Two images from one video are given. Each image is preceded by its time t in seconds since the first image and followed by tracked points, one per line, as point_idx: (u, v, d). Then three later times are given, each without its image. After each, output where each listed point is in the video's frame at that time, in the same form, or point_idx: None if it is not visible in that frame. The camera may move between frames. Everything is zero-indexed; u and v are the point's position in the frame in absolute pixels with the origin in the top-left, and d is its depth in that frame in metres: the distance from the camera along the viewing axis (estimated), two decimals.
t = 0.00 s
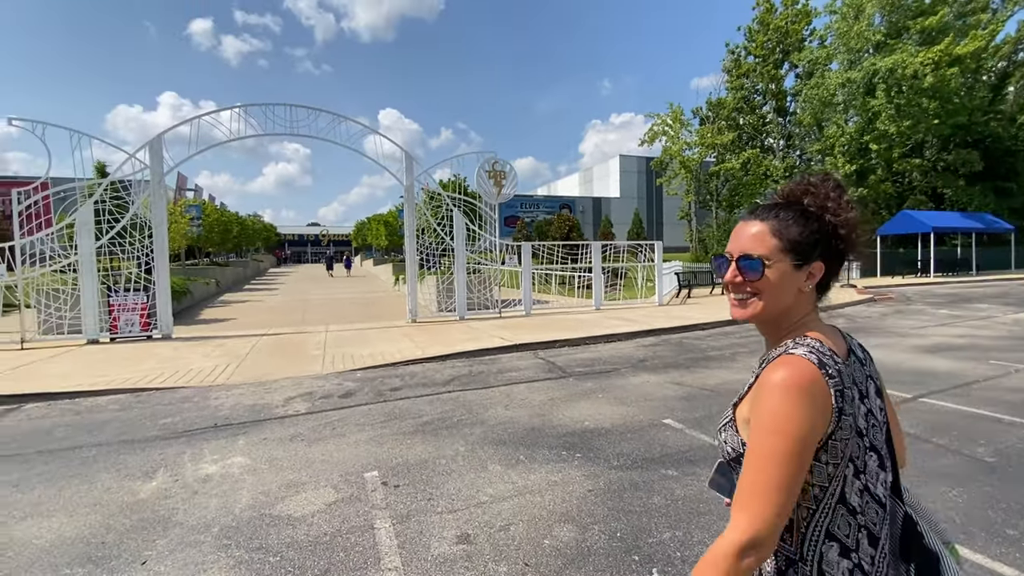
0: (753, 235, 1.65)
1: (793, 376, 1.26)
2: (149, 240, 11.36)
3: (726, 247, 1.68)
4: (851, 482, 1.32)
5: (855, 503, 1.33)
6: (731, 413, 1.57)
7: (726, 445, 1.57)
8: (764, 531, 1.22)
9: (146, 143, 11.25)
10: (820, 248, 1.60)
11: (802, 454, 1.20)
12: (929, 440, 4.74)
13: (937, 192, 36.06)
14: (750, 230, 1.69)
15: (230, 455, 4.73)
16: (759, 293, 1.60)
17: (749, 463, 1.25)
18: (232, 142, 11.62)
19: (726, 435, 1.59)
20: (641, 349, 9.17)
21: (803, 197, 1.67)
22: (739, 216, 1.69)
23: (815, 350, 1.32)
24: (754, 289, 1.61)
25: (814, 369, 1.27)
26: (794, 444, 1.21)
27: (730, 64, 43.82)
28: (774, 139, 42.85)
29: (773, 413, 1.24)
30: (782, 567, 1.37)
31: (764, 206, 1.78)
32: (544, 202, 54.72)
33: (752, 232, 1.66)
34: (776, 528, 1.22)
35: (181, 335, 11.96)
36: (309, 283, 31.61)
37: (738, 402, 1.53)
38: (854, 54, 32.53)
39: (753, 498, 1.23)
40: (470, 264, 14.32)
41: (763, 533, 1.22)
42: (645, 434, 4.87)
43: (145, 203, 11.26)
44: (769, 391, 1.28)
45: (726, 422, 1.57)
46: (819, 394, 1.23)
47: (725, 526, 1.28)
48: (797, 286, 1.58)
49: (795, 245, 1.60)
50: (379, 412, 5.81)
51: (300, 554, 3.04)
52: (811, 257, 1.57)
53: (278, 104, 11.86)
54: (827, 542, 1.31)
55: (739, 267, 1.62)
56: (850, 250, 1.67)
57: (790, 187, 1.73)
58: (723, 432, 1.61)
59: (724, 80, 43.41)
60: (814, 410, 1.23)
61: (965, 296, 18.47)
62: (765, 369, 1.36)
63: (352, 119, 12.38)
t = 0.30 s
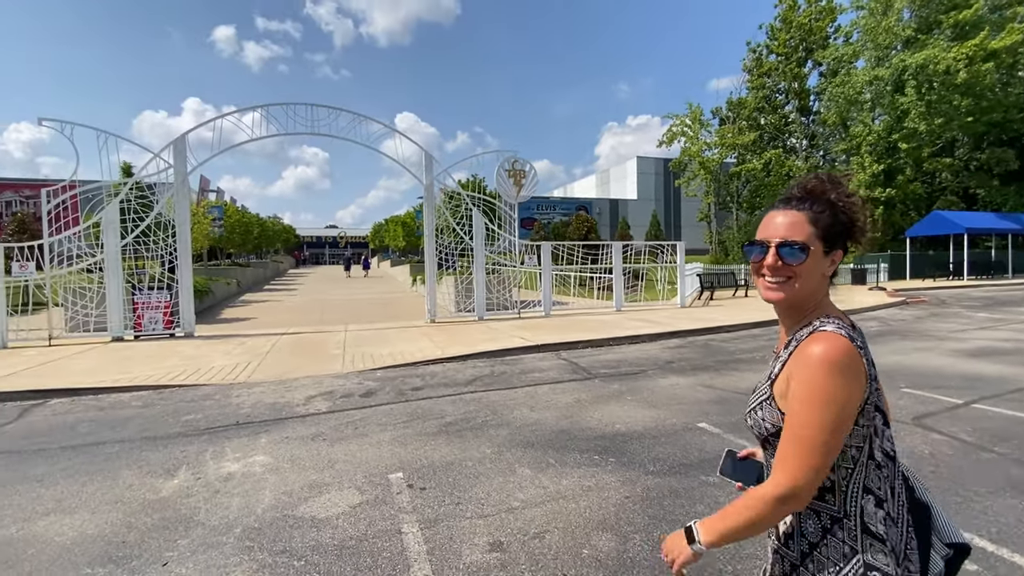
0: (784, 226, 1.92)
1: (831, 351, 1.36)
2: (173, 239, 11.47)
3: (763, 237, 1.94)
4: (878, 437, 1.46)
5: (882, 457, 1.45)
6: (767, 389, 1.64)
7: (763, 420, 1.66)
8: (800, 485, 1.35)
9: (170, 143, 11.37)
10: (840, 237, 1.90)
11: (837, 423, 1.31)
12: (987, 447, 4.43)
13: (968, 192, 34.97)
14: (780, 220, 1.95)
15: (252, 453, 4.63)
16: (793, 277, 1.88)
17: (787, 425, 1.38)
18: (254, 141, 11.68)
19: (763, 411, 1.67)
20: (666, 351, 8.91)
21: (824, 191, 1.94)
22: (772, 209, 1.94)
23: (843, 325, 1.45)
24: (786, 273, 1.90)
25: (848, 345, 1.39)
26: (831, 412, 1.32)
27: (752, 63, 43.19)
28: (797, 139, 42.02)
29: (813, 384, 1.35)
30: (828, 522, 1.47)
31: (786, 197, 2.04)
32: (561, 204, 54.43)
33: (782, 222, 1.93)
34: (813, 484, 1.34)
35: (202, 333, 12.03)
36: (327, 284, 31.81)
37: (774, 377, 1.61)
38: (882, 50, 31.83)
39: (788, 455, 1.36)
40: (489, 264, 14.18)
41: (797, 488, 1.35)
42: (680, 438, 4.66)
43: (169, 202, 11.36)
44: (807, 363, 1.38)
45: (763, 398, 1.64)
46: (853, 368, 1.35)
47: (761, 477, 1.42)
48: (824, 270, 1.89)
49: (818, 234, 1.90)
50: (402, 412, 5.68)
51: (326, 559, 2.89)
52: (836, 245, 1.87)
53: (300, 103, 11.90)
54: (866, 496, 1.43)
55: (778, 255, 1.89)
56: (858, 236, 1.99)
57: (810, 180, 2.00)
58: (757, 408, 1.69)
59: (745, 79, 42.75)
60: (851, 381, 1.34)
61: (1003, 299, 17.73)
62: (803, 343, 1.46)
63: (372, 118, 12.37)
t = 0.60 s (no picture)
0: (827, 203, 1.99)
1: (885, 319, 1.37)
2: (186, 239, 11.40)
3: (807, 215, 2.00)
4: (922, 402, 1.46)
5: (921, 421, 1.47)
6: (821, 362, 1.53)
7: (815, 391, 1.54)
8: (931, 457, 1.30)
9: (184, 143, 11.28)
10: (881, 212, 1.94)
11: (930, 381, 1.30)
12: None
13: (991, 193, 34.16)
14: (824, 198, 2.02)
15: (268, 459, 4.44)
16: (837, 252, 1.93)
17: (884, 412, 1.33)
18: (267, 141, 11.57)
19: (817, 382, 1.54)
20: (690, 354, 8.61)
21: (866, 169, 1.99)
22: (815, 186, 2.00)
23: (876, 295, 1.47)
24: (833, 249, 1.95)
25: (890, 309, 1.40)
26: (918, 376, 1.31)
27: (765, 63, 42.63)
28: (812, 139, 41.38)
29: (893, 361, 1.32)
30: (867, 484, 1.49)
31: (825, 175, 2.10)
32: (571, 206, 54.12)
33: (824, 200, 2.00)
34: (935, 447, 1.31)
35: (216, 335, 11.93)
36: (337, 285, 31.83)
37: (829, 353, 1.51)
38: (901, 48, 31.22)
39: (907, 437, 1.31)
40: (503, 265, 13.95)
41: (930, 461, 1.30)
42: (717, 446, 4.40)
43: (183, 202, 11.29)
44: (867, 340, 1.37)
45: (816, 369, 1.53)
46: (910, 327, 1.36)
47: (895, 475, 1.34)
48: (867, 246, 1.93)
49: (862, 210, 1.95)
50: (421, 416, 5.45)
51: None
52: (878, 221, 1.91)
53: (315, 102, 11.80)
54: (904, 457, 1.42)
55: (824, 231, 1.95)
56: (899, 215, 2.03)
57: (851, 159, 2.05)
58: (806, 380, 1.57)
59: (758, 79, 42.23)
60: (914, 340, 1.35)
61: None
62: (848, 324, 1.45)
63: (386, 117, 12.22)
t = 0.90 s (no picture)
0: (828, 208, 1.98)
1: (880, 314, 1.32)
2: (191, 240, 11.27)
3: (809, 218, 1.98)
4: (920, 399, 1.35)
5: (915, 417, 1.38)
6: (816, 361, 1.47)
7: (806, 389, 1.50)
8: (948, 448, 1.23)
9: (190, 142, 11.11)
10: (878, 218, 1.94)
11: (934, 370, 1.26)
12: None
13: (1005, 193, 33.66)
14: (824, 203, 2.01)
15: (273, 468, 4.20)
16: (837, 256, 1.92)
17: (900, 409, 1.24)
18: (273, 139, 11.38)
19: (808, 379, 1.50)
20: (709, 357, 8.33)
21: (866, 175, 1.99)
22: (816, 190, 1.99)
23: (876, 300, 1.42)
24: (834, 253, 1.93)
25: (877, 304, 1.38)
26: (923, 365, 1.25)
27: (774, 63, 42.27)
28: (821, 140, 40.94)
29: (903, 354, 1.25)
30: (852, 477, 1.41)
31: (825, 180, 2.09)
32: (578, 207, 53.85)
33: (825, 204, 1.99)
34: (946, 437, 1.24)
35: (220, 337, 11.74)
36: (342, 288, 31.63)
37: (825, 351, 1.45)
38: (913, 47, 30.83)
39: (926, 433, 1.22)
40: (512, 266, 13.71)
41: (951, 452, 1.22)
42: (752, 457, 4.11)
43: (187, 202, 11.13)
44: (874, 337, 1.29)
45: (810, 367, 1.48)
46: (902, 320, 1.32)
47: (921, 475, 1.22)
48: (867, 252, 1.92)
49: (861, 215, 1.94)
50: (433, 422, 5.20)
51: None
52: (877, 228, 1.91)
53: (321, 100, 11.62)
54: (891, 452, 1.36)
55: (826, 235, 1.93)
56: (896, 221, 2.03)
57: (849, 164, 2.06)
58: (801, 377, 1.52)
59: (766, 79, 41.84)
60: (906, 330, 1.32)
61: None
62: (844, 326, 1.38)
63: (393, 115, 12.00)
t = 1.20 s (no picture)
0: (825, 199, 2.08)
1: (872, 309, 1.54)
2: (191, 242, 10.99)
3: (806, 209, 2.09)
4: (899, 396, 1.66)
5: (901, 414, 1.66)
6: (809, 348, 1.76)
7: (802, 377, 1.78)
8: (848, 431, 1.50)
9: (189, 141, 10.86)
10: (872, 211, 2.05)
11: (883, 378, 1.47)
12: None
13: (1012, 194, 33.25)
14: (820, 193, 2.11)
15: (274, 485, 3.92)
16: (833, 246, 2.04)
17: (833, 383, 1.54)
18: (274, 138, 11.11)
19: (804, 367, 1.78)
20: (725, 363, 8.06)
21: (860, 167, 2.09)
22: (812, 182, 2.09)
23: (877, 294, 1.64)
24: (829, 242, 2.06)
25: (885, 306, 1.57)
26: (870, 364, 1.49)
27: (777, 63, 41.95)
28: (826, 140, 40.55)
29: (855, 345, 1.51)
30: (861, 471, 1.65)
31: (822, 172, 2.19)
32: (580, 209, 53.48)
33: (822, 196, 2.09)
34: (858, 428, 1.49)
35: (221, 341, 11.48)
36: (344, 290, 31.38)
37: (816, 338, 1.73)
38: (919, 46, 30.48)
39: (838, 407, 1.51)
40: (518, 268, 13.44)
41: (847, 435, 1.50)
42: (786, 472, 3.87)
43: (187, 203, 10.87)
44: (853, 325, 1.54)
45: (804, 354, 1.76)
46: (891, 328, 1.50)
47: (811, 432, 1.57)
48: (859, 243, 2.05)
49: (857, 206, 2.05)
50: (443, 433, 4.92)
51: None
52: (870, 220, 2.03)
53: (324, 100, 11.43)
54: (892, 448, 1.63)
55: (822, 224, 2.03)
56: (888, 213, 2.13)
57: (846, 156, 2.15)
58: (796, 366, 1.82)
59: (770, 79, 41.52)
60: (892, 338, 1.50)
61: None
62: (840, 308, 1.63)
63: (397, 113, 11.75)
